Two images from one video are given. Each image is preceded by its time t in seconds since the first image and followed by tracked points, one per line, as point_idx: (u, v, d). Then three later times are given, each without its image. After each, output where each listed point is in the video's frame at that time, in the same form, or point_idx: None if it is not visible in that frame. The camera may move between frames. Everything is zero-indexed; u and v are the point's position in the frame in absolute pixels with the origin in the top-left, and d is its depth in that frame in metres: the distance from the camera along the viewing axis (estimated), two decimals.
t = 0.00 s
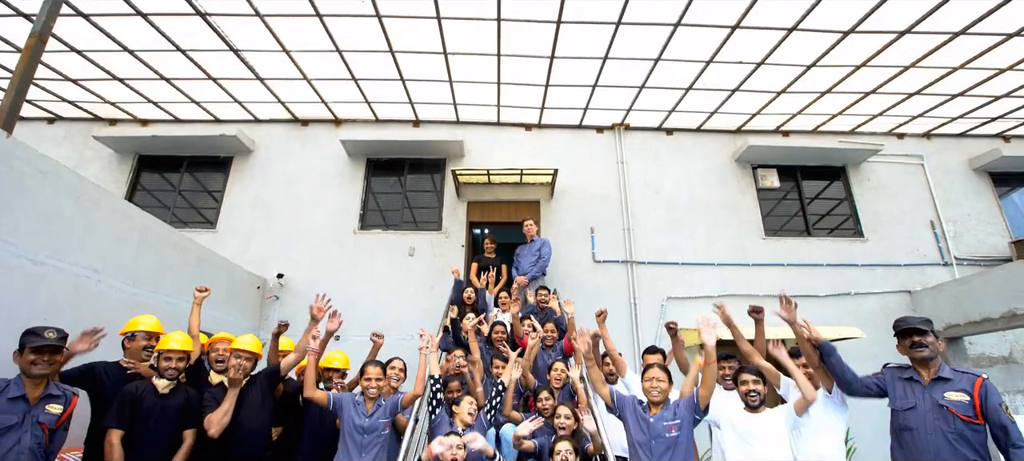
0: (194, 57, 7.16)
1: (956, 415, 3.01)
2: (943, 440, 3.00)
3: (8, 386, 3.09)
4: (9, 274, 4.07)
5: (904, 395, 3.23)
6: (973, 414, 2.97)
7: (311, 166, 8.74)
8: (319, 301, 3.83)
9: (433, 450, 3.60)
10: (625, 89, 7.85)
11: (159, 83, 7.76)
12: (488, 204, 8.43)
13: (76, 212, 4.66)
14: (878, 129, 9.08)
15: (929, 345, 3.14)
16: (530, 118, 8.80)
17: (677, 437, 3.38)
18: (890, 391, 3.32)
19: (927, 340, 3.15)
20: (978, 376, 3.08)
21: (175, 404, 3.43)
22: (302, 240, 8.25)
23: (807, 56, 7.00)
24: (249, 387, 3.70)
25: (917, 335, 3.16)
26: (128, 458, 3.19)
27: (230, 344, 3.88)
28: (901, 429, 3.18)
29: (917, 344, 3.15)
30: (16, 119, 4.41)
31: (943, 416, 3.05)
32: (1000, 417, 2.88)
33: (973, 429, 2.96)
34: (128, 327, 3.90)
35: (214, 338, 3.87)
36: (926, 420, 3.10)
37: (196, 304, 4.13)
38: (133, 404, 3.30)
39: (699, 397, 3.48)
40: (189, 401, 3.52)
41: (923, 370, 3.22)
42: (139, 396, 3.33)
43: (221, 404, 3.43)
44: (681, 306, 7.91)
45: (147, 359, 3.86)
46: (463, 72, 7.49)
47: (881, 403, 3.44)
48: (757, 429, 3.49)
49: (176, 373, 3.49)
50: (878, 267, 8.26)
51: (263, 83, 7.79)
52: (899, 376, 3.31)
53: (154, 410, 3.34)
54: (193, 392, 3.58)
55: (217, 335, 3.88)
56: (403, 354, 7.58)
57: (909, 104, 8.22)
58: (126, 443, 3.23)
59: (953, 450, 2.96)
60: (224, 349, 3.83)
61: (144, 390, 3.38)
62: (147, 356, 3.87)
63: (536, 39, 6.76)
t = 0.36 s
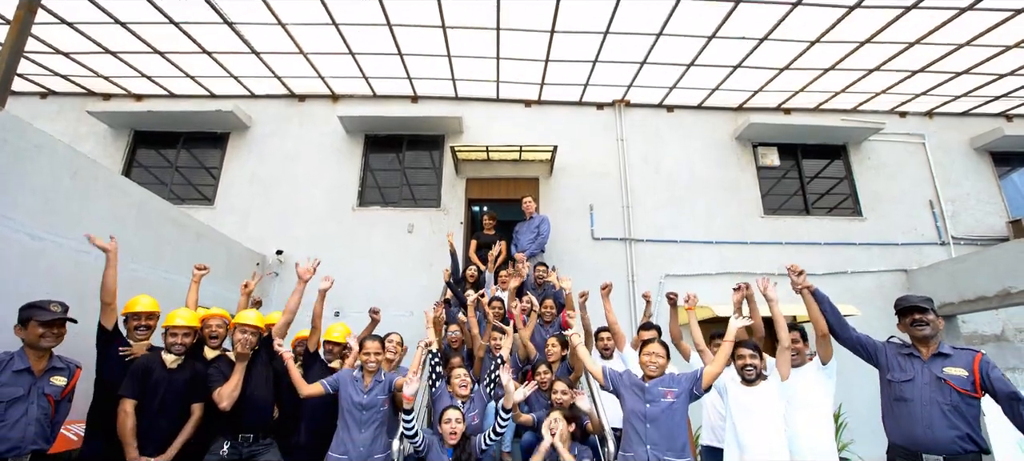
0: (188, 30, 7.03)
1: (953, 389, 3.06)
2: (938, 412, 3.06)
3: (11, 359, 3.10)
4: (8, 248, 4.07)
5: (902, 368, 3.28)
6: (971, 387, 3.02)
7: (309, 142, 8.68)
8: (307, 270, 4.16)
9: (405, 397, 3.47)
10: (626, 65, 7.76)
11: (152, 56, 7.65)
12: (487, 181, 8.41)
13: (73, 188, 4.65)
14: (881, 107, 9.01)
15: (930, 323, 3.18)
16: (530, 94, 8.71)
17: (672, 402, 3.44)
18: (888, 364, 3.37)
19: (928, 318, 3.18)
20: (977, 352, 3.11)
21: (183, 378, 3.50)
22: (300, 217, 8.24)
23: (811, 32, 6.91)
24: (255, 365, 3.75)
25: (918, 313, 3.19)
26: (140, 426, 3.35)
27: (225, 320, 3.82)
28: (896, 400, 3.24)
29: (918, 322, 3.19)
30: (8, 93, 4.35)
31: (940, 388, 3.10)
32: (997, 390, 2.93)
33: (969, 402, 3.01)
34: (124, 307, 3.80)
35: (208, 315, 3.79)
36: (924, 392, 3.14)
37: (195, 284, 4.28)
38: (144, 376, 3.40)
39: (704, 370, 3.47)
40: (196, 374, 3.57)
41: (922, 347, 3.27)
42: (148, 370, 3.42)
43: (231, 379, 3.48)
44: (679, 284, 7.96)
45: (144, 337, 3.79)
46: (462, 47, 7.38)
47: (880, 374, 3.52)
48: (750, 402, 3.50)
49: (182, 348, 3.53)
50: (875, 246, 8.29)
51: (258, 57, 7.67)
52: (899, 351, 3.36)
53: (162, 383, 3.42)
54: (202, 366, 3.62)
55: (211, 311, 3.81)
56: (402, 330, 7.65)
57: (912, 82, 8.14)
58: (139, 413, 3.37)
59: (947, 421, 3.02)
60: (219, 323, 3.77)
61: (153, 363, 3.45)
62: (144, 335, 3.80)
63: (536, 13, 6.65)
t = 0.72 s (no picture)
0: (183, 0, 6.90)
1: (949, 365, 3.08)
2: (933, 388, 3.10)
3: (17, 329, 3.12)
4: (9, 220, 4.08)
5: (899, 345, 3.31)
6: (967, 364, 3.04)
7: (308, 117, 8.60)
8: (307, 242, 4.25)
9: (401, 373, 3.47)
10: (629, 39, 7.63)
11: (148, 28, 7.52)
12: (488, 156, 8.37)
13: (72, 161, 4.63)
14: (887, 83, 8.89)
15: (928, 300, 3.18)
16: (531, 68, 8.59)
17: (668, 382, 3.47)
18: (885, 341, 3.40)
19: (925, 296, 3.18)
20: (974, 329, 3.12)
21: (192, 351, 3.55)
22: (300, 192, 8.22)
23: (818, 5, 6.77)
24: (258, 336, 3.81)
25: (915, 291, 3.19)
26: (155, 395, 3.39)
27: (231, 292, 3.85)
28: (893, 376, 3.28)
29: (916, 300, 3.20)
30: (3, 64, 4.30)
31: (936, 365, 3.13)
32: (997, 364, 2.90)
33: (964, 378, 3.04)
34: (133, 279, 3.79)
35: (213, 288, 3.81)
36: (919, 369, 3.18)
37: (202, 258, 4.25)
38: (155, 347, 3.46)
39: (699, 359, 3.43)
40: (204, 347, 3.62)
41: (919, 325, 3.28)
42: (159, 342, 3.47)
43: (235, 350, 3.54)
44: (679, 261, 7.98)
45: (149, 312, 3.82)
46: (462, 20, 7.25)
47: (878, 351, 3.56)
48: (749, 377, 3.53)
49: (191, 322, 3.56)
50: (876, 224, 8.28)
51: (256, 29, 7.55)
52: (896, 330, 3.38)
53: (172, 355, 3.47)
54: (209, 337, 3.66)
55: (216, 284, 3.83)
56: (402, 305, 7.71)
57: (920, 58, 8.01)
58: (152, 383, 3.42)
59: (942, 396, 3.07)
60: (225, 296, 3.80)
61: (164, 335, 3.50)
62: (149, 307, 3.82)
63: None
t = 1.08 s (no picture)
0: None
1: (949, 340, 3.14)
2: (932, 362, 3.13)
3: (20, 302, 3.16)
4: (10, 194, 4.08)
5: (900, 320, 3.32)
6: (965, 340, 3.11)
7: (307, 92, 8.52)
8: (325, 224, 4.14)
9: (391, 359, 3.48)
10: (632, 14, 7.51)
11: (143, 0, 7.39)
12: (489, 133, 8.33)
13: (71, 135, 4.61)
14: (894, 60, 8.76)
15: (930, 277, 3.20)
16: (532, 43, 8.47)
17: (663, 367, 3.55)
18: (885, 317, 3.41)
19: (927, 273, 3.20)
20: (972, 307, 3.21)
21: (198, 325, 3.61)
22: (300, 169, 8.19)
23: None
24: (261, 306, 3.83)
25: (918, 268, 3.21)
26: (164, 368, 3.46)
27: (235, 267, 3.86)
28: (892, 350, 3.29)
29: (918, 277, 3.22)
30: None
31: (937, 340, 3.17)
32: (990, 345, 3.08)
33: (963, 354, 3.10)
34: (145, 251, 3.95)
35: (217, 261, 3.84)
36: (919, 343, 3.21)
37: (207, 231, 4.32)
38: (161, 321, 3.53)
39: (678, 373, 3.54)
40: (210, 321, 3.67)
41: (919, 300, 3.31)
42: (165, 315, 3.54)
43: (238, 321, 3.56)
44: (679, 239, 8.00)
45: (160, 282, 3.95)
46: None
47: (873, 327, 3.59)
48: (751, 356, 3.56)
49: (197, 296, 3.60)
50: (877, 204, 8.27)
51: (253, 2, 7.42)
52: (896, 305, 3.39)
53: (177, 330, 3.54)
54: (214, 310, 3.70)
55: (221, 257, 3.85)
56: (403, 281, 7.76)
57: (928, 34, 7.88)
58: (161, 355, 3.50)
59: (940, 370, 3.10)
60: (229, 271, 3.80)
61: (169, 309, 3.57)
62: (160, 279, 3.96)
63: None
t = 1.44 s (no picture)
0: None
1: (957, 322, 3.14)
2: (939, 343, 3.13)
3: (30, 282, 3.21)
4: (16, 175, 4.10)
5: (907, 301, 3.31)
6: (972, 322, 3.12)
7: (310, 74, 8.46)
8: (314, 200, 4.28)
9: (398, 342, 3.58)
10: None
11: None
12: (493, 114, 8.28)
13: (74, 116, 4.61)
14: (904, 40, 8.60)
15: (938, 259, 3.20)
16: (536, 23, 8.35)
17: (665, 351, 3.56)
18: (892, 297, 3.39)
19: (936, 255, 3.20)
20: (979, 289, 3.21)
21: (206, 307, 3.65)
22: (303, 151, 8.17)
23: None
24: (269, 291, 3.85)
25: (927, 250, 3.20)
26: (171, 346, 3.53)
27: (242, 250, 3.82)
28: (898, 330, 3.28)
29: (926, 259, 3.21)
30: None
31: (944, 321, 3.17)
32: (995, 327, 3.09)
33: (969, 335, 3.11)
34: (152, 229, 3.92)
35: (224, 245, 3.82)
36: (927, 324, 3.20)
37: (213, 221, 4.38)
38: (169, 302, 3.57)
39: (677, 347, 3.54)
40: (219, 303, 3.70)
41: (926, 282, 3.30)
42: (173, 295, 3.58)
43: (247, 304, 3.61)
44: (683, 222, 7.97)
45: (167, 261, 3.92)
46: None
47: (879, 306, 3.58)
48: (755, 338, 3.57)
49: (206, 277, 3.63)
50: (883, 187, 8.20)
51: None
52: (904, 286, 3.38)
53: (185, 311, 3.58)
54: (222, 293, 3.73)
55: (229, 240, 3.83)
56: (407, 264, 7.79)
57: (940, 13, 7.72)
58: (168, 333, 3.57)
59: (946, 351, 3.11)
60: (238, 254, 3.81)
61: (178, 289, 3.60)
62: (168, 257, 3.93)
63: None
